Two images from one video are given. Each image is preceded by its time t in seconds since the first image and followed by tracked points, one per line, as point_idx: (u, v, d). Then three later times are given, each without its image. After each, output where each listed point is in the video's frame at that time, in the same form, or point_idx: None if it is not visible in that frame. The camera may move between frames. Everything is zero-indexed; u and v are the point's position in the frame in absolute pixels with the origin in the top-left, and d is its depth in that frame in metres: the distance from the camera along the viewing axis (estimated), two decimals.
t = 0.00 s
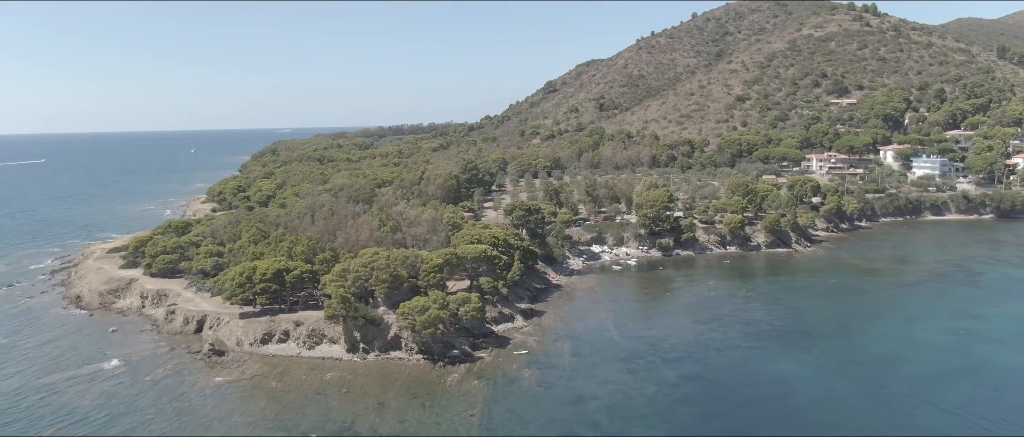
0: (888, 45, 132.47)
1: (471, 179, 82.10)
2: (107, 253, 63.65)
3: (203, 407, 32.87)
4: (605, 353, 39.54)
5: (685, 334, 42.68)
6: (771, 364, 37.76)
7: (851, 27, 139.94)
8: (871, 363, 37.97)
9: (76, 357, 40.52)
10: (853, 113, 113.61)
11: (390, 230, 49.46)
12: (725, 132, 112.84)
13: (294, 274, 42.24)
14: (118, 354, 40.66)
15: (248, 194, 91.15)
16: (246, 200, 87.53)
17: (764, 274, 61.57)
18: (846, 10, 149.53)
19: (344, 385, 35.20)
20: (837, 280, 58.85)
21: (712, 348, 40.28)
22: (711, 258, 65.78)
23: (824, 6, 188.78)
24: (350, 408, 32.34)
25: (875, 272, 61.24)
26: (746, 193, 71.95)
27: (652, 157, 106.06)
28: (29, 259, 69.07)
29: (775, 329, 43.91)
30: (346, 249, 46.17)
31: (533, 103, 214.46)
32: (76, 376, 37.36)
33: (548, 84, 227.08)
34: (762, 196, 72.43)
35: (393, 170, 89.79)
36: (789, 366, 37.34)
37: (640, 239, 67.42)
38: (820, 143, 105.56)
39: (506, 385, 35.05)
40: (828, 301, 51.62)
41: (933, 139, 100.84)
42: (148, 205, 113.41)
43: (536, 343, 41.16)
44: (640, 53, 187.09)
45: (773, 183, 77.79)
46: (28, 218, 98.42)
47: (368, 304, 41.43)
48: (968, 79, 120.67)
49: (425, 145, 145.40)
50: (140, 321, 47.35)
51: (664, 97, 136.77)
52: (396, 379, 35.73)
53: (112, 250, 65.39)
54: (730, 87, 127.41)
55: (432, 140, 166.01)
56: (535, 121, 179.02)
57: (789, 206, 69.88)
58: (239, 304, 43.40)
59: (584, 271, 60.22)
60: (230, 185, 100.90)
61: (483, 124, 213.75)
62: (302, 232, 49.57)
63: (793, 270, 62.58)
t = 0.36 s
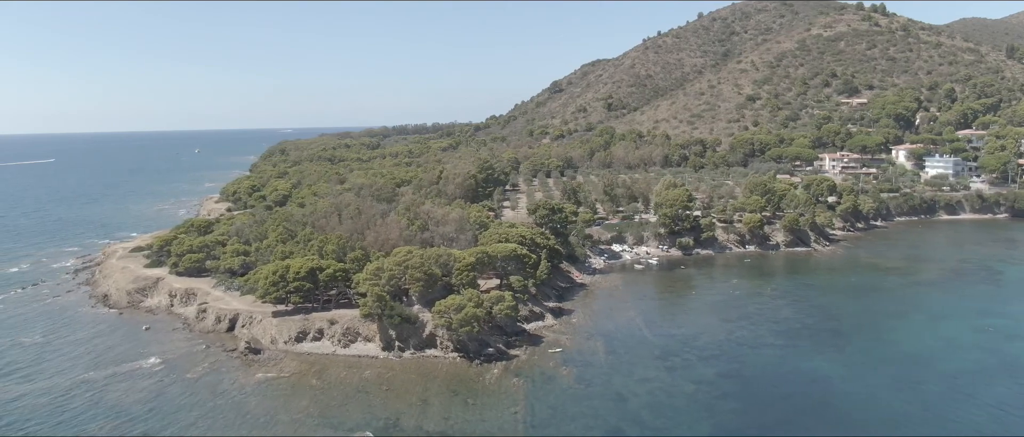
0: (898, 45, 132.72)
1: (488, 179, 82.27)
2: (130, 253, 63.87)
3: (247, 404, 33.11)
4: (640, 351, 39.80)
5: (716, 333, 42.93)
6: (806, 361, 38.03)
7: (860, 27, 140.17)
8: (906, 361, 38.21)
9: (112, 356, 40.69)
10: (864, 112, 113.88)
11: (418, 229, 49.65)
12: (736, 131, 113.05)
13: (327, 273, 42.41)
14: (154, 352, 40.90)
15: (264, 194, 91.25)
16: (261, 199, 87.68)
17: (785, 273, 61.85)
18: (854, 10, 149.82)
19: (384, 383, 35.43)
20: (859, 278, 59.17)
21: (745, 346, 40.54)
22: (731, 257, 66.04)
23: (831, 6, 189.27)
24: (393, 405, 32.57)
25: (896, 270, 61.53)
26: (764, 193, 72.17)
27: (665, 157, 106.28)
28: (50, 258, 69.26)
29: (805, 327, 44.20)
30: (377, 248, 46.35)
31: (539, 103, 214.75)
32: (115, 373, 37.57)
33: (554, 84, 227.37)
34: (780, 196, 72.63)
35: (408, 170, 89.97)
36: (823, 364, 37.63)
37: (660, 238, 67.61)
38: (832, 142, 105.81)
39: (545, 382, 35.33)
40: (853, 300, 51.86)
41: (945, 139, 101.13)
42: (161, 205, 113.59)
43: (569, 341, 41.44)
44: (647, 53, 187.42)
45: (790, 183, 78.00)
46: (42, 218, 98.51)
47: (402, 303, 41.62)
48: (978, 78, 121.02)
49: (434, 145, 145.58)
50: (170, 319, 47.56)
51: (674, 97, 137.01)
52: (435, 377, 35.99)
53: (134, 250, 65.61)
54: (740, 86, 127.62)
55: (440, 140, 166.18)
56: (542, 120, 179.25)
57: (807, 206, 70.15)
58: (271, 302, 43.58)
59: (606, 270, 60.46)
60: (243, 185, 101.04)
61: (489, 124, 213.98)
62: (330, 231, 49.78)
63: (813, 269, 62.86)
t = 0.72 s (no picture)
0: (908, 45, 132.91)
1: (506, 179, 82.46)
2: (154, 254, 64.13)
3: (293, 403, 33.31)
4: (675, 350, 40.08)
5: (749, 332, 43.22)
6: (843, 360, 38.30)
7: (870, 28, 140.41)
8: (941, 359, 38.51)
9: (150, 355, 40.88)
10: (876, 113, 114.13)
11: (448, 229, 49.84)
12: (748, 132, 113.27)
13: (363, 273, 42.60)
14: (191, 352, 41.15)
15: (280, 194, 91.44)
16: (278, 200, 87.89)
17: (808, 273, 62.10)
18: (863, 10, 150.14)
19: (426, 381, 35.68)
20: (883, 278, 59.43)
21: (779, 344, 40.85)
22: (752, 256, 66.30)
23: (838, 7, 189.72)
24: (439, 403, 32.78)
25: (918, 270, 61.76)
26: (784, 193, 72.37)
27: (678, 157, 106.51)
28: (72, 258, 69.49)
29: (836, 326, 44.49)
30: (410, 247, 46.58)
31: (545, 103, 215.02)
32: (156, 372, 37.82)
33: (560, 84, 227.70)
34: (800, 196, 72.80)
35: (424, 171, 90.18)
36: (860, 363, 37.93)
37: (681, 238, 67.81)
38: (845, 142, 106.05)
39: (587, 381, 35.60)
40: (879, 299, 52.15)
41: (958, 139, 101.36)
42: (174, 205, 113.90)
43: (604, 340, 41.67)
44: (654, 53, 187.74)
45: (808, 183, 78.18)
46: (57, 219, 98.66)
47: (438, 302, 41.86)
48: (988, 78, 121.36)
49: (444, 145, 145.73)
50: (202, 319, 47.83)
51: (684, 98, 137.29)
52: (476, 375, 36.21)
53: (157, 250, 65.87)
54: (751, 87, 127.88)
55: (449, 141, 166.36)
56: (550, 121, 179.46)
57: (827, 206, 70.38)
58: (306, 302, 43.76)
59: (630, 270, 60.66)
60: (258, 185, 101.21)
61: (496, 124, 214.20)
62: (360, 231, 50.00)
63: (835, 269, 63.12)
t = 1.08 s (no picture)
0: (919, 46, 133.14)
1: (524, 179, 82.61)
2: (180, 254, 64.32)
3: (340, 402, 33.47)
4: (713, 349, 40.27)
5: (784, 332, 43.40)
6: (883, 360, 38.48)
7: (880, 28, 140.67)
8: (980, 359, 38.71)
9: (189, 354, 41.03)
10: (889, 113, 114.31)
11: (480, 229, 50.00)
12: (762, 132, 113.47)
13: (400, 272, 42.75)
14: (230, 351, 41.35)
15: (298, 194, 91.60)
16: (296, 200, 88.06)
17: (832, 273, 62.28)
18: (872, 11, 150.39)
19: (470, 380, 35.84)
20: (908, 277, 59.63)
21: (816, 344, 41.04)
22: (775, 256, 66.49)
23: (845, 7, 190.08)
24: (487, 403, 32.95)
25: (942, 270, 61.95)
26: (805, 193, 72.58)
27: (692, 158, 106.69)
28: (96, 258, 69.67)
29: (870, 326, 44.69)
30: (444, 247, 46.76)
31: (552, 103, 215.31)
32: (198, 371, 38.03)
33: (566, 85, 228.06)
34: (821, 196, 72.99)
35: (442, 171, 90.39)
36: (900, 363, 38.12)
37: (703, 238, 67.99)
38: (859, 142, 106.22)
39: (630, 380, 35.76)
40: (907, 299, 52.35)
41: (972, 138, 101.53)
42: (188, 205, 114.10)
43: (641, 340, 41.87)
44: (662, 53, 188.07)
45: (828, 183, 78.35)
46: (74, 219, 98.83)
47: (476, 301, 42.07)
48: (1000, 79, 121.62)
49: (455, 146, 145.96)
50: (236, 319, 47.99)
51: (695, 98, 137.55)
52: (519, 375, 36.40)
53: (182, 250, 66.11)
54: (763, 87, 128.11)
55: (458, 141, 166.60)
56: (558, 121, 179.74)
57: (849, 205, 70.63)
58: (342, 302, 43.94)
59: (655, 270, 60.81)
60: (274, 185, 101.38)
61: (503, 124, 214.44)
62: (392, 231, 50.16)
63: (859, 269, 63.30)
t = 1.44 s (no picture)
0: (929, 46, 133.38)
1: (544, 179, 82.68)
2: (205, 254, 64.44)
3: (390, 401, 33.60)
4: (753, 350, 40.45)
5: (821, 332, 43.59)
6: (923, 361, 38.68)
7: (891, 28, 140.85)
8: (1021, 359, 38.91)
9: (231, 354, 41.17)
10: (902, 113, 114.51)
11: (512, 229, 50.13)
12: (775, 132, 113.67)
13: (439, 272, 42.92)
14: (271, 351, 41.53)
15: (315, 195, 91.63)
16: (314, 201, 88.12)
17: (857, 273, 62.48)
18: (882, 11, 150.54)
19: (516, 379, 36.00)
20: (934, 277, 59.84)
21: (854, 343, 41.23)
22: (799, 257, 66.66)
23: (853, 8, 190.37)
24: (536, 402, 33.12)
25: (967, 270, 62.17)
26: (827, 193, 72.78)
27: (707, 158, 106.83)
28: (119, 258, 69.75)
29: (905, 326, 44.88)
30: (479, 248, 46.93)
31: (559, 104, 215.47)
32: (243, 371, 38.18)
33: (573, 85, 228.27)
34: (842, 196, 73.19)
35: (459, 172, 90.48)
36: (942, 363, 38.30)
37: (727, 238, 68.13)
38: (873, 143, 106.35)
39: (676, 380, 35.95)
40: (936, 299, 52.59)
41: (987, 139, 101.71)
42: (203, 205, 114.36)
43: (679, 340, 42.07)
44: (670, 54, 188.31)
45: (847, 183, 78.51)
46: (90, 219, 98.84)
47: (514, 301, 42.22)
48: (1012, 79, 121.84)
49: (466, 146, 146.10)
50: (270, 319, 48.16)
51: (706, 98, 137.71)
52: (564, 374, 36.54)
53: (207, 250, 66.23)
54: (775, 87, 128.31)
55: (467, 141, 166.70)
56: (567, 121, 179.85)
57: (871, 205, 70.83)
58: (379, 302, 44.05)
59: (682, 270, 60.95)
60: (289, 186, 101.47)
61: (510, 124, 214.52)
62: (425, 231, 50.32)
63: (884, 269, 63.48)
